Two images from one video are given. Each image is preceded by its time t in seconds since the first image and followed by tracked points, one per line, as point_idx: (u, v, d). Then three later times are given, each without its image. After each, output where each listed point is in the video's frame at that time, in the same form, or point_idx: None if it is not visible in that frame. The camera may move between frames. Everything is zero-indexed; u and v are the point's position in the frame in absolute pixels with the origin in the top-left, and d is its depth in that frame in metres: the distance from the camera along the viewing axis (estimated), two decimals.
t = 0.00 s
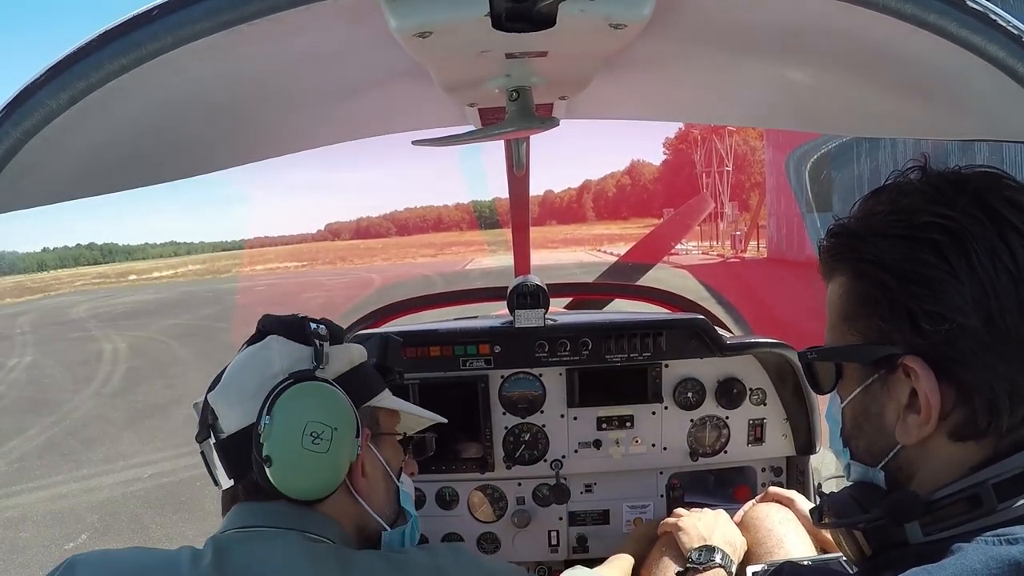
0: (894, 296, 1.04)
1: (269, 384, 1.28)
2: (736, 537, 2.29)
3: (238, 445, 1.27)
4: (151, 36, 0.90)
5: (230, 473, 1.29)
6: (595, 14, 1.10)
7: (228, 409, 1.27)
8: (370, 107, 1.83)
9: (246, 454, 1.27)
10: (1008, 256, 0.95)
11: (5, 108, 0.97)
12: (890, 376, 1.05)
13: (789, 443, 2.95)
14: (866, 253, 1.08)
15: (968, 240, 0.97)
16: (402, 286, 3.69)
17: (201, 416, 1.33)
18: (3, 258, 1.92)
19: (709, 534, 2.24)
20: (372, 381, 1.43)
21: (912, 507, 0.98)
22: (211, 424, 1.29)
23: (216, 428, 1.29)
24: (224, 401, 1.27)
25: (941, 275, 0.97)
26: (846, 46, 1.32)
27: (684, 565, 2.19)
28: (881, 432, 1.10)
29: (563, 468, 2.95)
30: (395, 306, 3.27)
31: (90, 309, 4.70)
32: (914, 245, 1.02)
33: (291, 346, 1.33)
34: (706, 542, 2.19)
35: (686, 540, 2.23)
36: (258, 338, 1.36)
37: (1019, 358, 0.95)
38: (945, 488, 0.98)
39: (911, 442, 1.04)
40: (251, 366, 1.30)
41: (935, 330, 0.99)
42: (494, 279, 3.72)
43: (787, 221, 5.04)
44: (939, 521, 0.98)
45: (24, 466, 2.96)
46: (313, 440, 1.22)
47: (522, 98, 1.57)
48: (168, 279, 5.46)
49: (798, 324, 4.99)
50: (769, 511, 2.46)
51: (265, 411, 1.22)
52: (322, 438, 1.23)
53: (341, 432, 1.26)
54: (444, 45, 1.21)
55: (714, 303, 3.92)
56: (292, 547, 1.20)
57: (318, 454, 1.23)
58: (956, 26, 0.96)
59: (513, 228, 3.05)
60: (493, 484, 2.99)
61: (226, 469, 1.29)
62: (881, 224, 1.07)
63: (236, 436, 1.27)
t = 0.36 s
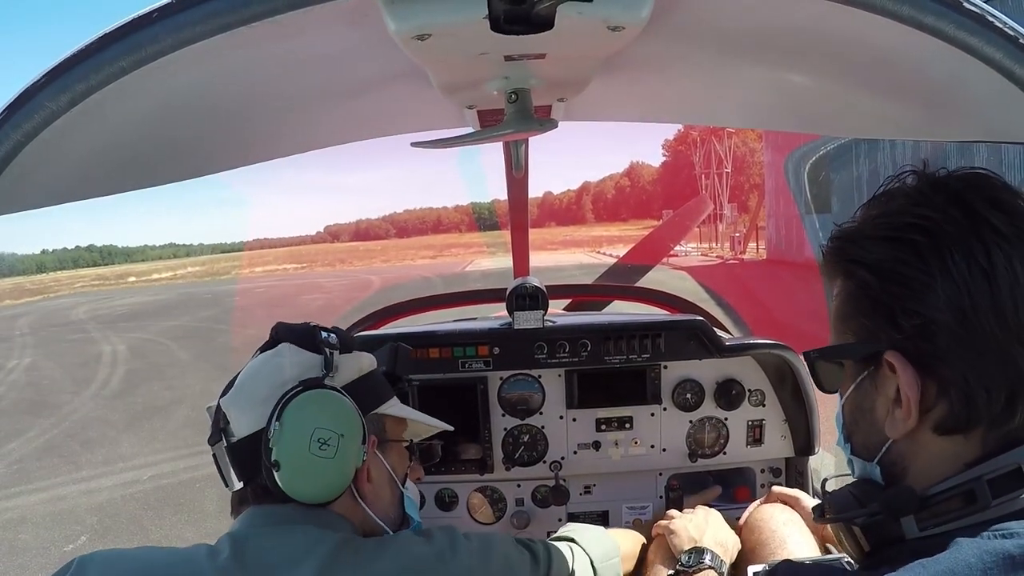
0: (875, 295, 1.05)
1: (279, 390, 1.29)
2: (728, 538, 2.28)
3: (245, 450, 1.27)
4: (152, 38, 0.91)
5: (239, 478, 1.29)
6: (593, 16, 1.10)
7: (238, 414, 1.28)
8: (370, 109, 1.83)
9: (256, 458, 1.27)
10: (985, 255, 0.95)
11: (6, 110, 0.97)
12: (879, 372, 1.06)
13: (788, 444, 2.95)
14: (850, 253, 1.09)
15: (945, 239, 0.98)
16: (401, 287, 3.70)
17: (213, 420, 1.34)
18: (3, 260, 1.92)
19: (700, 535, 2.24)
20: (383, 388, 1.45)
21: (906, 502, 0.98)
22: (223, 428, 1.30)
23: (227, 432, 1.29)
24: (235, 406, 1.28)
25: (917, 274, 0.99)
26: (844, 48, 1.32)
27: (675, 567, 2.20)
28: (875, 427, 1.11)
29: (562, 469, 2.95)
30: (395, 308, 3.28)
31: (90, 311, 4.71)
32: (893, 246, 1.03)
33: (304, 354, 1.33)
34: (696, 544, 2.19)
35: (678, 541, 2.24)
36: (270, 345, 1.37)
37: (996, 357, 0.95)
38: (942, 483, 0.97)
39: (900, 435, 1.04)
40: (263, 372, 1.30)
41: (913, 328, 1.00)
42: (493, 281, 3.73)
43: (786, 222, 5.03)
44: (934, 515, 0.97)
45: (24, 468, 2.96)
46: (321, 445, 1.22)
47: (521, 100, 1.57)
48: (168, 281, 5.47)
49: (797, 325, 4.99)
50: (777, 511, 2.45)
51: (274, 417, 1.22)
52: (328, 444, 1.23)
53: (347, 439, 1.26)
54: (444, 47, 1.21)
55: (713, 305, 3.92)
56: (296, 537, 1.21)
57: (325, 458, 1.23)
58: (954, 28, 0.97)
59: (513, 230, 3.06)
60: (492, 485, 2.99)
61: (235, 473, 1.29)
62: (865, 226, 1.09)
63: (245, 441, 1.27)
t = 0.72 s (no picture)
0: (839, 291, 1.12)
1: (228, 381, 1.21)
2: (745, 542, 2.28)
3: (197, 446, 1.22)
4: (152, 38, 0.91)
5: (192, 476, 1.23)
6: (593, 17, 1.10)
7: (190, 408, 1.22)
8: (370, 109, 1.83)
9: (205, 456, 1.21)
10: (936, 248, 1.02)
11: (6, 110, 0.97)
12: (850, 361, 1.12)
13: (788, 445, 2.96)
14: (819, 254, 1.16)
15: (900, 236, 1.05)
16: (401, 287, 3.70)
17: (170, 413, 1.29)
18: (3, 259, 1.92)
19: (717, 541, 2.24)
20: (347, 370, 1.31)
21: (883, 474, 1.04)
22: (177, 422, 1.25)
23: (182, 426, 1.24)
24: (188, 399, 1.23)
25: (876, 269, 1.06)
26: (844, 49, 1.32)
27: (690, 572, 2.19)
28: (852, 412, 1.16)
29: (562, 469, 2.95)
30: (394, 308, 3.28)
31: (90, 311, 4.70)
32: (852, 244, 1.11)
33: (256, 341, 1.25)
34: (713, 550, 2.19)
35: (695, 547, 2.22)
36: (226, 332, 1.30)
37: (952, 342, 1.01)
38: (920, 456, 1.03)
39: (873, 419, 1.10)
40: (215, 361, 1.23)
41: (874, 320, 1.06)
42: (493, 281, 3.73)
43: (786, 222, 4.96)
44: (912, 486, 1.02)
45: (24, 468, 2.95)
46: (268, 442, 1.14)
47: (522, 100, 1.57)
48: (168, 281, 5.46)
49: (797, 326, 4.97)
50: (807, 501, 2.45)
51: (219, 413, 1.14)
52: (275, 443, 1.14)
53: (298, 436, 1.16)
54: (444, 47, 1.21)
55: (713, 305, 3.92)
56: (250, 543, 1.13)
57: (273, 457, 1.14)
58: (954, 29, 0.97)
59: (513, 230, 3.05)
60: (492, 486, 2.99)
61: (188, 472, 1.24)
62: (830, 228, 1.17)
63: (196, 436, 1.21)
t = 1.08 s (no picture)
0: (807, 310, 1.13)
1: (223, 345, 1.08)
2: (736, 540, 2.29)
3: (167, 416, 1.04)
4: (152, 38, 0.91)
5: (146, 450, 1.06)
6: (593, 16, 1.10)
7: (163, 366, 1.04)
8: (371, 109, 1.84)
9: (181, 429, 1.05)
10: (896, 261, 1.03)
11: (5, 110, 0.97)
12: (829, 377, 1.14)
13: (788, 445, 2.95)
14: (787, 274, 1.18)
15: (861, 251, 1.06)
16: (402, 287, 3.70)
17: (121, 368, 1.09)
18: (3, 259, 1.92)
19: (707, 540, 2.24)
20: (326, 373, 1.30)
21: (864, 476, 1.04)
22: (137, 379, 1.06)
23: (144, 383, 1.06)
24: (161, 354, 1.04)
25: (840, 286, 1.07)
26: (843, 49, 1.33)
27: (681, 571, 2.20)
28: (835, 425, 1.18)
29: (562, 469, 2.95)
30: (394, 308, 3.32)
31: (90, 311, 4.71)
32: (816, 262, 1.12)
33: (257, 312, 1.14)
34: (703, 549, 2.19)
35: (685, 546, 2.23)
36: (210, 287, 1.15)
37: (921, 350, 1.01)
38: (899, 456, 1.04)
39: (854, 430, 1.11)
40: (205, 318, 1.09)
41: (844, 335, 1.07)
42: (493, 281, 3.73)
43: (786, 222, 4.90)
44: (894, 487, 1.02)
45: (24, 468, 2.95)
46: (276, 426, 1.07)
47: (521, 100, 1.57)
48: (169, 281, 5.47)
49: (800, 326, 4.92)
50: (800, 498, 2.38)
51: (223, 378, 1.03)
52: (283, 431, 1.08)
53: (305, 428, 1.11)
54: (444, 48, 1.22)
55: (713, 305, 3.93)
56: None
57: (278, 444, 1.07)
58: (953, 29, 0.97)
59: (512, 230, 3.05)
60: (492, 486, 2.99)
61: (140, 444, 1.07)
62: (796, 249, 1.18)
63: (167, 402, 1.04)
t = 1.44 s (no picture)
0: (831, 308, 1.11)
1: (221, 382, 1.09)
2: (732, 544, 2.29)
3: (148, 436, 0.96)
4: (152, 38, 0.91)
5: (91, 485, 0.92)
6: (593, 17, 1.10)
7: (154, 379, 0.98)
8: (371, 109, 1.84)
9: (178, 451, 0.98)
10: (926, 258, 1.02)
11: (5, 110, 0.97)
12: (845, 381, 1.13)
13: (788, 445, 2.95)
14: (808, 271, 1.16)
15: (887, 248, 1.05)
16: (401, 287, 3.70)
17: (58, 356, 0.93)
18: (3, 258, 1.92)
19: (701, 539, 2.24)
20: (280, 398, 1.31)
21: (880, 484, 1.05)
22: (92, 380, 0.93)
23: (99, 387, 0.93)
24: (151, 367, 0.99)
25: (867, 284, 1.06)
26: (843, 50, 1.33)
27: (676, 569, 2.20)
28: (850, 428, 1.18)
29: (562, 469, 2.95)
30: (393, 308, 3.31)
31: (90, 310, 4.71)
32: (840, 259, 1.10)
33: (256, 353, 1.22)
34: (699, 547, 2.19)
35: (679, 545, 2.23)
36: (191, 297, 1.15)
37: (949, 351, 1.01)
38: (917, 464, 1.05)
39: (871, 435, 1.10)
40: (201, 342, 1.08)
41: (870, 335, 1.06)
42: (493, 281, 3.73)
43: (785, 222, 4.91)
44: (910, 495, 1.04)
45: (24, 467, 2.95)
46: (296, 499, 1.11)
47: (521, 100, 1.57)
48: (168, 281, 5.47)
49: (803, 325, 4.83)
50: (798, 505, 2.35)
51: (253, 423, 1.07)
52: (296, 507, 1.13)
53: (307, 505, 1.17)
54: (444, 48, 1.21)
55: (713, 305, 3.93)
56: None
57: (291, 521, 1.10)
58: (954, 29, 0.97)
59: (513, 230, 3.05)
60: (492, 485, 2.99)
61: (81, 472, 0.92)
62: (818, 245, 1.16)
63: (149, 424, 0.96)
